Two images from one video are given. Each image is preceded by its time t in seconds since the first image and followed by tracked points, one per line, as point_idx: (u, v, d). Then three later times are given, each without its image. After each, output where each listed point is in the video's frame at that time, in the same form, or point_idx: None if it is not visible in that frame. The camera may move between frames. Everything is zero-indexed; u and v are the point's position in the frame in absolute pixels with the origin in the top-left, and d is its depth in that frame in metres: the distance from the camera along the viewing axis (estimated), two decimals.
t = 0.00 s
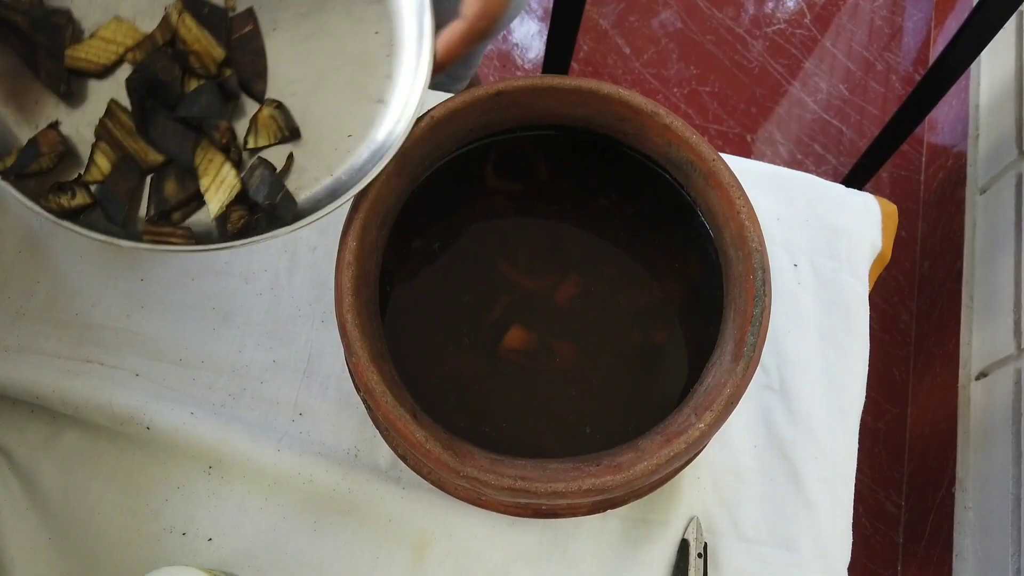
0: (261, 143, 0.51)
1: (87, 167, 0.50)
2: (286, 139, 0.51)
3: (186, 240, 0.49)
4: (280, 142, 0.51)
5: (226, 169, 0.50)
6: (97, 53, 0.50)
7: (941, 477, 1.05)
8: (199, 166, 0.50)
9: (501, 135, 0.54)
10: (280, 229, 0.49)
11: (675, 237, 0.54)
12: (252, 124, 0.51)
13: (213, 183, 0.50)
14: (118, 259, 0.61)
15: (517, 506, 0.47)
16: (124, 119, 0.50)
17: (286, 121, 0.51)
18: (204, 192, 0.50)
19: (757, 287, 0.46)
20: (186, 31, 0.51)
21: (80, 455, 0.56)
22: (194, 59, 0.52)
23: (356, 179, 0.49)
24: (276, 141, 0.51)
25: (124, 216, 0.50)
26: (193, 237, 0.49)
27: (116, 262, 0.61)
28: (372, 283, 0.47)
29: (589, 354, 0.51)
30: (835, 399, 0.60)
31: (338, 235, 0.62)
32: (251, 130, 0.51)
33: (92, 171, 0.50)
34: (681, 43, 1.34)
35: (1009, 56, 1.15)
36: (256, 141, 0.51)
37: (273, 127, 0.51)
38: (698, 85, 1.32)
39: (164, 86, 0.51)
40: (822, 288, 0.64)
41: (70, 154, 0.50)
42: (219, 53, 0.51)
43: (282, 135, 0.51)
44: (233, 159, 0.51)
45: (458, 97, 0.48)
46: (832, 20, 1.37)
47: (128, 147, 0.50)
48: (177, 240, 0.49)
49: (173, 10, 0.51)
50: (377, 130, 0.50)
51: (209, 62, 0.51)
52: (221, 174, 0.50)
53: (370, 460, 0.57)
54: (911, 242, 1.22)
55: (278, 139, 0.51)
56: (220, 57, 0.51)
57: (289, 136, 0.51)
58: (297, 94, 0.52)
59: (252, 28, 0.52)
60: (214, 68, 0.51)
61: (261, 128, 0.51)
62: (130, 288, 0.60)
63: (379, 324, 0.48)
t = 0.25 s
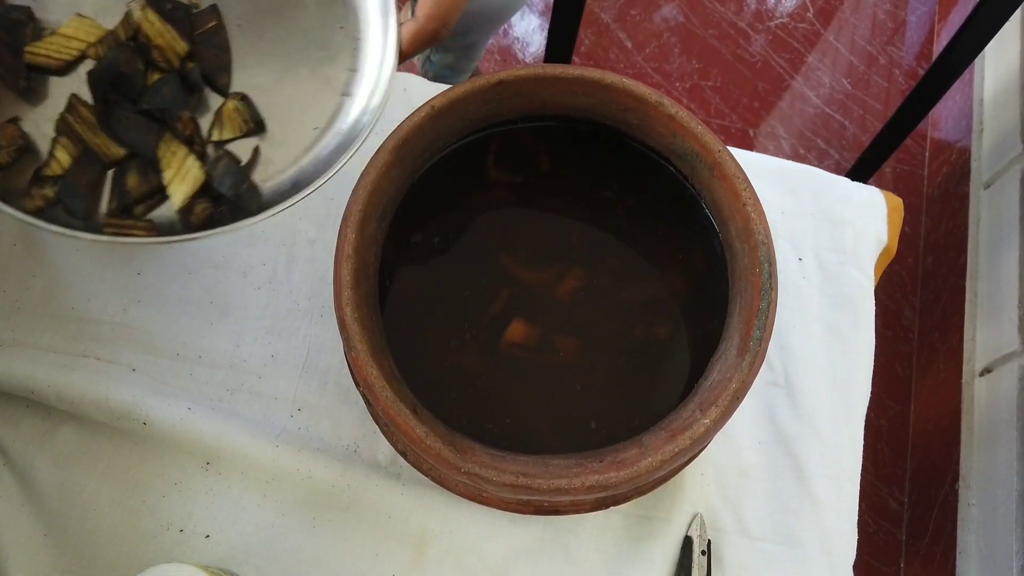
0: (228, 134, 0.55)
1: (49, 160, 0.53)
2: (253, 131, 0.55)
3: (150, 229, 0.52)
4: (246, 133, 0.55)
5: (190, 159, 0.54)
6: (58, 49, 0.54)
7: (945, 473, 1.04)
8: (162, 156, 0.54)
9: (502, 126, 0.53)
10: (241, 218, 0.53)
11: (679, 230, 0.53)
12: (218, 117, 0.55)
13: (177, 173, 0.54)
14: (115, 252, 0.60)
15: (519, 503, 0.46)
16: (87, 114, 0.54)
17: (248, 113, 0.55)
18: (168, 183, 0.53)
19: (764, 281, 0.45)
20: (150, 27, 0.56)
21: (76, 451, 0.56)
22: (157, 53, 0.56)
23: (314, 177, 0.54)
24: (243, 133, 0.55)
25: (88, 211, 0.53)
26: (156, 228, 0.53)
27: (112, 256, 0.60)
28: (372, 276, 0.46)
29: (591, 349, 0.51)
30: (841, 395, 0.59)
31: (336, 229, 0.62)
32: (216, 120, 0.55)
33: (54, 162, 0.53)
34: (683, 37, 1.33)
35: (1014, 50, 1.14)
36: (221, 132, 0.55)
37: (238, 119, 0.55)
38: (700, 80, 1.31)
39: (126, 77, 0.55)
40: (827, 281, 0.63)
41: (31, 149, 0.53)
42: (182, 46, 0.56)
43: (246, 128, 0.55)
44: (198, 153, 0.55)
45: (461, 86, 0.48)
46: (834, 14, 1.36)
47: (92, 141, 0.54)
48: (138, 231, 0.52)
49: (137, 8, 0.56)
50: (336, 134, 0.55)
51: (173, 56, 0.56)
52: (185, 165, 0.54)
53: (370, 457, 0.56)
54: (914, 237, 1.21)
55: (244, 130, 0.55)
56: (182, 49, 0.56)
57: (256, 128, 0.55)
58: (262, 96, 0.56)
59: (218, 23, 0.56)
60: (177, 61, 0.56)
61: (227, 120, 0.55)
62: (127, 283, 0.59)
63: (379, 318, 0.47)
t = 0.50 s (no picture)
0: (223, 239, 0.58)
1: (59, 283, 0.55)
2: (246, 232, 0.58)
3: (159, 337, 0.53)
4: (240, 236, 0.58)
5: (192, 270, 0.56)
6: (58, 170, 0.57)
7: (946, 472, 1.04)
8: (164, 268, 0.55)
9: (500, 122, 0.52)
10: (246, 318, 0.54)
11: (679, 229, 0.52)
12: (215, 224, 0.58)
13: (180, 284, 0.55)
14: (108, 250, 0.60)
15: (516, 505, 0.45)
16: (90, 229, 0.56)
17: (243, 218, 0.58)
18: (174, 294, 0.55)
19: (764, 279, 0.45)
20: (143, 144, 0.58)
21: (68, 451, 0.55)
22: (152, 169, 0.58)
23: (310, 271, 0.54)
24: (238, 235, 0.58)
25: (100, 324, 0.54)
26: (165, 334, 0.54)
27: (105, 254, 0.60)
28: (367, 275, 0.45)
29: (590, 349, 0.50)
30: (842, 396, 0.59)
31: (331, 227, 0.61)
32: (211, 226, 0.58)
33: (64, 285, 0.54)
34: (683, 34, 1.32)
35: (1015, 47, 1.13)
36: (219, 238, 0.58)
37: (232, 224, 0.58)
38: (700, 76, 1.30)
39: (124, 197, 0.57)
40: (828, 280, 0.62)
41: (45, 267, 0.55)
42: (174, 160, 0.59)
43: (242, 231, 0.58)
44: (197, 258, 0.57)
45: (455, 83, 0.47)
46: (835, 10, 1.35)
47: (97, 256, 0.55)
48: (152, 341, 0.53)
49: (128, 124, 0.59)
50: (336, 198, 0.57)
51: (166, 169, 0.58)
52: (188, 277, 0.55)
53: (366, 457, 0.56)
54: (915, 235, 1.20)
55: (238, 233, 0.58)
56: (175, 163, 0.59)
57: (249, 230, 0.58)
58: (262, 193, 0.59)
59: (205, 134, 0.60)
60: (169, 173, 0.59)
61: (223, 227, 0.58)
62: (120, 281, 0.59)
63: (374, 317, 0.46)
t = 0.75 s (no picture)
0: (217, 288, 0.57)
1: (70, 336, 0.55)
2: (238, 280, 0.58)
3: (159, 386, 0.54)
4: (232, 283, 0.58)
5: (188, 320, 0.56)
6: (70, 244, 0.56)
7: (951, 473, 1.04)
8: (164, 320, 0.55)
9: (502, 121, 0.52)
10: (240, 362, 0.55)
11: (684, 228, 0.52)
12: (209, 274, 0.57)
13: (178, 334, 0.55)
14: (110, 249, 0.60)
15: (520, 508, 0.45)
16: (98, 289, 0.55)
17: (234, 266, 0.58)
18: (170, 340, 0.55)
19: (770, 276, 0.44)
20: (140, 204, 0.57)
21: (66, 453, 0.54)
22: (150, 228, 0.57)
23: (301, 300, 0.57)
24: (228, 282, 0.58)
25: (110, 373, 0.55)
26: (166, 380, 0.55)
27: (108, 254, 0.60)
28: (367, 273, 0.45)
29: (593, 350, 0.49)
30: (849, 398, 0.58)
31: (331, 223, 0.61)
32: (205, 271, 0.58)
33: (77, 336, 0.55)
34: (684, 32, 1.32)
35: (1019, 45, 1.12)
36: (212, 287, 0.57)
37: (225, 274, 0.57)
38: (702, 75, 1.29)
39: (126, 255, 0.56)
40: (835, 280, 0.62)
41: (60, 326, 0.56)
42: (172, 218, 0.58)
43: (234, 279, 0.58)
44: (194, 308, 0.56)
45: (456, 79, 0.46)
46: (837, 9, 1.34)
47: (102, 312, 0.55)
48: (148, 386, 0.54)
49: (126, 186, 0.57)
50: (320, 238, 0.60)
51: (164, 227, 0.57)
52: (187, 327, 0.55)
53: (369, 459, 0.55)
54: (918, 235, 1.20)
55: (231, 280, 0.58)
56: (171, 221, 0.58)
57: (241, 277, 0.58)
58: (249, 234, 0.60)
59: (200, 188, 0.59)
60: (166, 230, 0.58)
61: (216, 276, 0.57)
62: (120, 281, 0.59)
63: (375, 318, 0.45)
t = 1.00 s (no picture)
0: (219, 308, 0.57)
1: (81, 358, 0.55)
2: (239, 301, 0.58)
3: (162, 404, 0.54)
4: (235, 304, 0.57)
5: (189, 338, 0.55)
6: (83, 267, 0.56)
7: (955, 473, 1.03)
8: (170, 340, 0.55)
9: (495, 115, 0.52)
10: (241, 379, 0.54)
11: (681, 215, 0.51)
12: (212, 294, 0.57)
13: (181, 353, 0.55)
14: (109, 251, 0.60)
15: (516, 501, 0.43)
16: (110, 311, 0.55)
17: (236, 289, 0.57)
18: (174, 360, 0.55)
19: (765, 256, 0.43)
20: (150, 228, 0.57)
21: (67, 455, 0.54)
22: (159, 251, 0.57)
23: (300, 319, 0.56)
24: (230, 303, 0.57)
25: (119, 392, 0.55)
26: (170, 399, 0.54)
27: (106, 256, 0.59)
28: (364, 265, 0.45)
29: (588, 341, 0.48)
30: (856, 398, 0.58)
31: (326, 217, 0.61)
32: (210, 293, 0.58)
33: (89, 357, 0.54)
34: (687, 31, 1.31)
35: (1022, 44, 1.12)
36: (216, 307, 0.57)
37: (228, 295, 0.57)
38: (704, 74, 1.29)
39: (136, 278, 0.56)
40: (841, 279, 0.61)
41: (77, 345, 0.55)
42: (178, 242, 0.57)
43: (234, 301, 0.57)
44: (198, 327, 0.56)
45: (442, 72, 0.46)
46: (839, 8, 1.34)
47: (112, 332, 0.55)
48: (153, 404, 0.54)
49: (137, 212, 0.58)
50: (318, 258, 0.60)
51: (171, 250, 0.57)
52: (189, 346, 0.55)
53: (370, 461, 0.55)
54: (920, 235, 1.20)
55: (233, 301, 0.57)
56: (177, 244, 0.57)
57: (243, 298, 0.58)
58: (250, 258, 0.60)
59: (206, 214, 0.59)
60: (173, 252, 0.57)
61: (218, 296, 0.57)
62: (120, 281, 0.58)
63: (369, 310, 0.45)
